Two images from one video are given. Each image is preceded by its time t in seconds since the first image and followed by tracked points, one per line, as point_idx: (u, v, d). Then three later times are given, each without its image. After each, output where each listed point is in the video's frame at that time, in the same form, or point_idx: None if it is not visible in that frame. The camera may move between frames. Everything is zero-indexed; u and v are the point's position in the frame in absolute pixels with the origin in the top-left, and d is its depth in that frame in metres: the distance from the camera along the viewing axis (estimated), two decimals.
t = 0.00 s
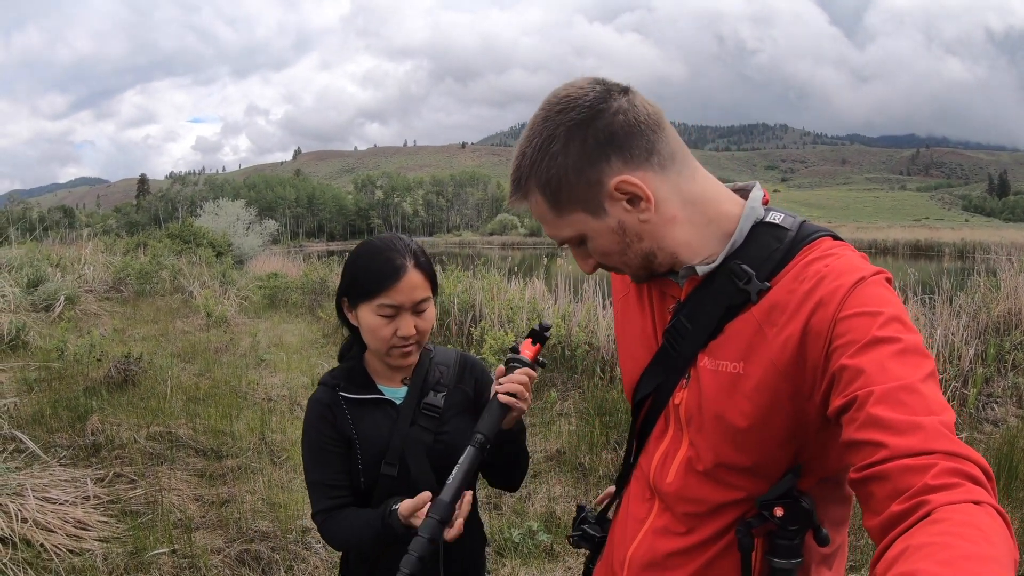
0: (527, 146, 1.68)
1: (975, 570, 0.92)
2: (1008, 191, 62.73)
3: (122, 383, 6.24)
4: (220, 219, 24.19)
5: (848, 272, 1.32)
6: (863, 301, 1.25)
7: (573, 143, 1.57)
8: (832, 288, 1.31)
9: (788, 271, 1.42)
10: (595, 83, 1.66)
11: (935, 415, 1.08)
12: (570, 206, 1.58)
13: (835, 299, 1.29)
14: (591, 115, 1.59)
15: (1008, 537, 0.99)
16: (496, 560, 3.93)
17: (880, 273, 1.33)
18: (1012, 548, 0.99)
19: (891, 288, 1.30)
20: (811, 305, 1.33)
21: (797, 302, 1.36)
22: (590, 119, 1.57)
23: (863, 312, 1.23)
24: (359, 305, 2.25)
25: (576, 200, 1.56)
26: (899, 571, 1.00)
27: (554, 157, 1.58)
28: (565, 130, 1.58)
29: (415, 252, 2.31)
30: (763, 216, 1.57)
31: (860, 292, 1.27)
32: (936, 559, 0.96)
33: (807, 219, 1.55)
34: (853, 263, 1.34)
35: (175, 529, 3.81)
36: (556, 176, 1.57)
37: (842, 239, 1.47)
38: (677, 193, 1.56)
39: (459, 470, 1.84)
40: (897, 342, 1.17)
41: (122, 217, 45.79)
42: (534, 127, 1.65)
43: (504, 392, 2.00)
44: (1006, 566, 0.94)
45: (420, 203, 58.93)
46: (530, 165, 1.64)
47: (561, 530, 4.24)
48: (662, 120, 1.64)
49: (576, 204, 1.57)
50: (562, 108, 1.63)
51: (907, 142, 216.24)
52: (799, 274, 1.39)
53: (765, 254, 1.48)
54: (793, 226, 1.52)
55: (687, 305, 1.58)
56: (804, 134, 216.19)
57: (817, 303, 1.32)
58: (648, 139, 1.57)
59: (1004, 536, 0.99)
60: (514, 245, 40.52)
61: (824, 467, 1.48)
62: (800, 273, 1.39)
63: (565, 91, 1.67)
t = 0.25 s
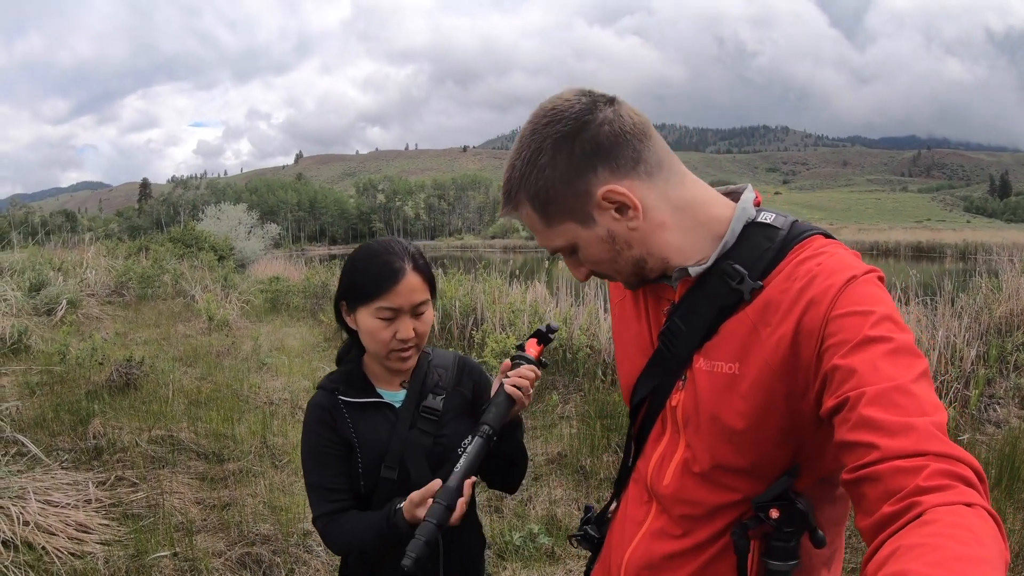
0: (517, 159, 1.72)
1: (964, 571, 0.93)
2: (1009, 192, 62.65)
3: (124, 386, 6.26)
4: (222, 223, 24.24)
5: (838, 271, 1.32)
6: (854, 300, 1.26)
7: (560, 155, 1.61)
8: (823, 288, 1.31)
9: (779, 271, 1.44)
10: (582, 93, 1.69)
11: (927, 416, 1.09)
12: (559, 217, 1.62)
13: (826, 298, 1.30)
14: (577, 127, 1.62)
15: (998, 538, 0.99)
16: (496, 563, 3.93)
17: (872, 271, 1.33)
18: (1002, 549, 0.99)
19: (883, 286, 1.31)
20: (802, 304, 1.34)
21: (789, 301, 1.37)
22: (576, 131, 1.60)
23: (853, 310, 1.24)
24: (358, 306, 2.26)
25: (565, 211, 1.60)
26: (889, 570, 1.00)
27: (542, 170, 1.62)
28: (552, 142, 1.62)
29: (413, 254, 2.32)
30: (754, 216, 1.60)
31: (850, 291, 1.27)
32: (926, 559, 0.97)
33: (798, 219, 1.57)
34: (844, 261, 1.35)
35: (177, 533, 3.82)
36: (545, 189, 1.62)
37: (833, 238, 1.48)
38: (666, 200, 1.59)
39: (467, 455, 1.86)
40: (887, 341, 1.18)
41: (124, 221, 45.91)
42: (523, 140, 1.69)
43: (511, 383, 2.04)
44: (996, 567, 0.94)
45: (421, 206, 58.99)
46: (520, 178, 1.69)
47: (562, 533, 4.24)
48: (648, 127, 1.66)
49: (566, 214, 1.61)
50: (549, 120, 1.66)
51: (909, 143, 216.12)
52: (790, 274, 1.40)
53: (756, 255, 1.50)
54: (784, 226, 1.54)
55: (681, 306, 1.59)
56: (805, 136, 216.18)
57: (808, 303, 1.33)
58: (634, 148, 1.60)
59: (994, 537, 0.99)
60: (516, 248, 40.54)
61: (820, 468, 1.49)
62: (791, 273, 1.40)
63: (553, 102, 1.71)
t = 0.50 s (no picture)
0: (492, 184, 1.77)
1: (957, 563, 0.93)
2: (1011, 194, 62.60)
3: (125, 392, 6.26)
4: (223, 228, 24.28)
5: (818, 266, 1.34)
6: (833, 295, 1.27)
7: (530, 178, 1.65)
8: (801, 284, 1.33)
9: (759, 269, 1.45)
10: (549, 117, 1.74)
11: (913, 408, 1.09)
12: (535, 237, 1.67)
13: (806, 294, 1.31)
14: (544, 150, 1.66)
15: (989, 527, 1.00)
16: (497, 567, 3.92)
17: (850, 263, 1.34)
18: (995, 537, 0.99)
19: (862, 278, 1.32)
20: (782, 301, 1.35)
21: (769, 298, 1.39)
22: (544, 154, 1.65)
23: (832, 305, 1.25)
24: (357, 310, 2.27)
25: (540, 232, 1.64)
26: (883, 565, 1.01)
27: (514, 193, 1.67)
28: (521, 166, 1.67)
29: (413, 259, 2.34)
30: (731, 216, 1.63)
31: (830, 286, 1.29)
32: (918, 553, 0.97)
33: (774, 216, 1.60)
34: (822, 256, 1.36)
35: (178, 537, 3.82)
36: (518, 212, 1.67)
37: (811, 232, 1.50)
38: (638, 210, 1.63)
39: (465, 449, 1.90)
40: (869, 334, 1.18)
41: (126, 226, 46.01)
42: (495, 164, 1.73)
43: (508, 382, 2.05)
44: (987, 556, 0.95)
45: (422, 211, 59.05)
46: (495, 202, 1.74)
47: (563, 537, 4.23)
48: (615, 143, 1.70)
49: (541, 234, 1.66)
50: (518, 144, 1.71)
51: (909, 145, 216.15)
52: (771, 272, 1.41)
53: (735, 253, 1.52)
54: (761, 224, 1.56)
55: (666, 310, 1.60)
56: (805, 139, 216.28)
57: (789, 299, 1.34)
58: (602, 166, 1.64)
59: (986, 526, 1.00)
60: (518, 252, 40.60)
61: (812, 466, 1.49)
62: (772, 270, 1.41)
63: (521, 127, 1.76)
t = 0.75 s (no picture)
0: (487, 195, 1.82)
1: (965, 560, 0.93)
2: (1012, 195, 62.51)
3: (127, 396, 6.26)
4: (226, 232, 24.31)
5: (811, 264, 1.33)
6: (828, 294, 1.26)
7: (521, 190, 1.69)
8: (796, 282, 1.32)
9: (753, 270, 1.45)
10: (541, 128, 1.78)
11: (913, 406, 1.08)
12: (529, 246, 1.70)
13: (800, 293, 1.30)
14: (535, 161, 1.70)
15: (994, 522, 0.99)
16: (501, 571, 3.90)
17: (844, 260, 1.34)
18: (999, 532, 0.99)
19: (856, 275, 1.31)
20: (777, 301, 1.34)
21: (764, 299, 1.38)
22: (534, 166, 1.68)
23: (826, 304, 1.24)
24: (357, 310, 2.31)
25: (532, 241, 1.67)
26: (888, 565, 1.00)
27: (506, 204, 1.70)
28: (512, 176, 1.71)
29: (410, 258, 2.36)
30: (723, 218, 1.63)
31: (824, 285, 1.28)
32: (924, 551, 0.96)
33: (767, 216, 1.60)
34: (815, 254, 1.35)
35: (181, 541, 3.81)
36: (511, 222, 1.70)
37: (805, 230, 1.50)
38: (629, 217, 1.64)
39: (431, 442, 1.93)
40: (865, 333, 1.17)
41: (128, 230, 46.09)
42: (489, 177, 1.77)
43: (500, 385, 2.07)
44: (994, 552, 0.94)
45: (424, 214, 59.10)
46: (490, 213, 1.78)
47: (566, 541, 4.21)
48: (605, 152, 1.72)
49: (534, 244, 1.69)
50: (510, 155, 1.76)
51: (910, 147, 216.03)
52: (765, 272, 1.41)
53: (728, 254, 1.52)
54: (753, 224, 1.56)
55: (662, 314, 1.60)
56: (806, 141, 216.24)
57: (783, 299, 1.34)
58: (593, 175, 1.66)
59: (990, 522, 0.99)
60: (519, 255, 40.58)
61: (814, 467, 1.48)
62: (766, 270, 1.41)
63: (513, 138, 1.80)
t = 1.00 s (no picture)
0: (495, 178, 1.79)
1: (967, 568, 0.92)
2: (1013, 196, 62.47)
3: (127, 398, 6.26)
4: (226, 234, 24.33)
5: (819, 268, 1.32)
6: (835, 297, 1.25)
7: (533, 174, 1.66)
8: (804, 285, 1.31)
9: (760, 271, 1.44)
10: (557, 116, 1.76)
11: (918, 412, 1.08)
12: (536, 231, 1.66)
13: (807, 296, 1.29)
14: (549, 147, 1.67)
15: (998, 530, 0.98)
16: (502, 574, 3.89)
17: (852, 264, 1.33)
18: (1002, 540, 0.98)
19: (864, 279, 1.30)
20: (784, 304, 1.33)
21: (771, 301, 1.37)
22: (548, 151, 1.66)
23: (834, 307, 1.23)
24: (359, 300, 2.33)
25: (540, 226, 1.64)
26: (889, 570, 0.99)
27: (516, 187, 1.67)
28: (525, 158, 1.68)
29: (412, 251, 2.41)
30: (730, 220, 1.62)
31: (831, 288, 1.27)
32: (925, 557, 0.95)
33: (775, 218, 1.59)
34: (824, 257, 1.34)
35: (181, 544, 3.80)
36: (520, 206, 1.67)
37: (812, 234, 1.49)
38: (639, 211, 1.63)
39: (418, 441, 1.91)
40: (872, 338, 1.16)
41: (129, 232, 46.13)
42: (499, 159, 1.74)
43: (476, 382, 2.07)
44: (997, 561, 0.93)
45: (424, 216, 59.13)
46: (498, 196, 1.74)
47: (568, 544, 4.20)
48: (619, 144, 1.71)
49: (541, 229, 1.66)
50: (523, 139, 1.73)
51: (911, 148, 215.96)
52: (772, 274, 1.40)
53: (735, 256, 1.51)
54: (761, 226, 1.56)
55: (669, 316, 1.60)
56: (807, 142, 216.20)
57: (789, 302, 1.33)
58: (606, 165, 1.64)
59: (993, 530, 0.98)
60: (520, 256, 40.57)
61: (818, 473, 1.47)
62: (772, 273, 1.40)
63: (528, 124, 1.77)
